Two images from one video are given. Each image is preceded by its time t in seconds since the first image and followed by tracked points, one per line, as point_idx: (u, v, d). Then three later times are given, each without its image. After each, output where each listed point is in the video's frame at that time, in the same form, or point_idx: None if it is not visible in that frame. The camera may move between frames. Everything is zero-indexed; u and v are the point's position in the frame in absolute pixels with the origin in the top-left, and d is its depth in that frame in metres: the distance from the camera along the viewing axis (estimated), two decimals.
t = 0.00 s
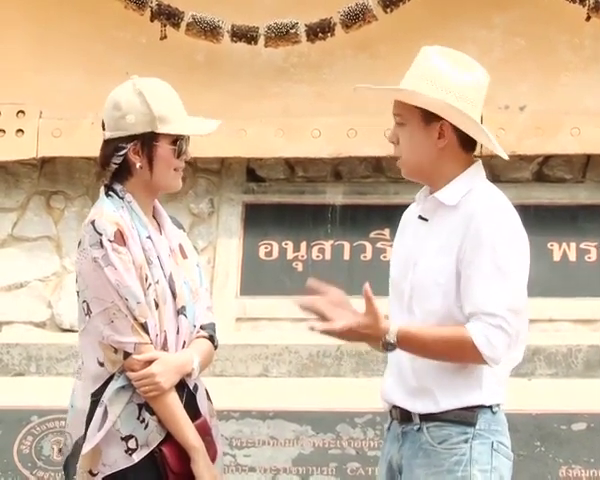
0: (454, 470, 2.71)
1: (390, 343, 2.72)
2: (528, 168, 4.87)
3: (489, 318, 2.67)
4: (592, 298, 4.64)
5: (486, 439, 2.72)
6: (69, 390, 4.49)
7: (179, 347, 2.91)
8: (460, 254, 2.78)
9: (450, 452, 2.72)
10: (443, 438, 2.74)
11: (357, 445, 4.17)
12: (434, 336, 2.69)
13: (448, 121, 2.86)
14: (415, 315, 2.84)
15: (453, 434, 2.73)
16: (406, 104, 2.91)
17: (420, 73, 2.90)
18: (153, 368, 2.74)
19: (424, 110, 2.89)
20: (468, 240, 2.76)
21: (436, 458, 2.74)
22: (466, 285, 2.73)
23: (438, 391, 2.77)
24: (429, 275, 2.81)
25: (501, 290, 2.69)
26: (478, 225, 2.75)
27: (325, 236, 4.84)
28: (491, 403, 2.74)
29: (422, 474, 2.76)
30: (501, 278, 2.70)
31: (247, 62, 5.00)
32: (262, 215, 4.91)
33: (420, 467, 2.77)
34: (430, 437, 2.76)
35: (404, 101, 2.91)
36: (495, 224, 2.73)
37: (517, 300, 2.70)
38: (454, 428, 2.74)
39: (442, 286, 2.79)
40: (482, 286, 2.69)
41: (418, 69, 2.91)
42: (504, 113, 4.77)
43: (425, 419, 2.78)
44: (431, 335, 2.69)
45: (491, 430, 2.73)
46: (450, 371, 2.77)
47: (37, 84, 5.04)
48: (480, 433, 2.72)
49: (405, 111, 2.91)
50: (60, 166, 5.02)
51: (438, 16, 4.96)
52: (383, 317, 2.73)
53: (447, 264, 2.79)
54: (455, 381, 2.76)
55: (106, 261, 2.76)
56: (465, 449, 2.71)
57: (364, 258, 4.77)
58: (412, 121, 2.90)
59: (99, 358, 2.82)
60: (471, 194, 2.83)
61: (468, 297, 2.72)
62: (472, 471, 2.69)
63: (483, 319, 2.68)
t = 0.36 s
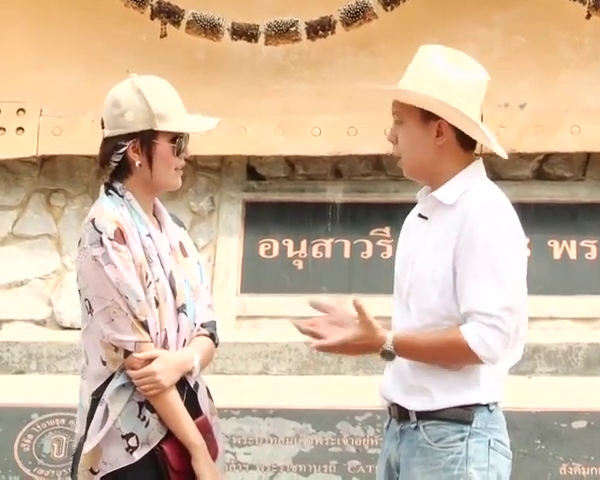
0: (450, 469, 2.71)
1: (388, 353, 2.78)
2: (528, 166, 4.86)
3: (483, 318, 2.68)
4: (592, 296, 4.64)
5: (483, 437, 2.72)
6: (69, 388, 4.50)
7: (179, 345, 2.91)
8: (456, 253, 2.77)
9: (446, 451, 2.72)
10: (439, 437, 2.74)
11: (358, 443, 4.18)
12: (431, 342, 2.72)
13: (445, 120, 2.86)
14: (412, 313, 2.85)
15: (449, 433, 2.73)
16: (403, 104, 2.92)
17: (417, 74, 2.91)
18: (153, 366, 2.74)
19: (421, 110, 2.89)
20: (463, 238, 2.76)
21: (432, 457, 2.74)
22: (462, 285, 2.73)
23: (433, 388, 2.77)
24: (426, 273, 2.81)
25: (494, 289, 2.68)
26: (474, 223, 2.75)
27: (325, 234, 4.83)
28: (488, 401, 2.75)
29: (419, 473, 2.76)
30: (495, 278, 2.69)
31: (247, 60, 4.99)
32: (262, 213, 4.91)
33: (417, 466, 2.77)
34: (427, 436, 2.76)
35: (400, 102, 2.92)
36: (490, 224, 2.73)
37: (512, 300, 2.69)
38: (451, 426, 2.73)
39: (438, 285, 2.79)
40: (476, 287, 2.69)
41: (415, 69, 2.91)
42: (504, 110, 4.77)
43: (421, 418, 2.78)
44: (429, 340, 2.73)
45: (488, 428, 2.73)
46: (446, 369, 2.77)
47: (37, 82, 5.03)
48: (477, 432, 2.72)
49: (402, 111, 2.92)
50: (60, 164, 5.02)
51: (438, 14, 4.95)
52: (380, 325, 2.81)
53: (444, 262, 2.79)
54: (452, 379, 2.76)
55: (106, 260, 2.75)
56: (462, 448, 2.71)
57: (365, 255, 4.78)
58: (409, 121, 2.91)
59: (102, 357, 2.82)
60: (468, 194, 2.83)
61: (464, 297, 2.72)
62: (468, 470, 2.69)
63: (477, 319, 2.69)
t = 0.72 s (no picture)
0: (448, 467, 2.71)
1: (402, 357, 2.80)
2: (529, 164, 4.86)
3: (489, 312, 2.68)
4: (593, 294, 4.64)
5: (481, 436, 2.72)
6: (70, 386, 4.51)
7: (180, 343, 2.91)
8: (457, 250, 2.77)
9: (444, 449, 2.72)
10: (437, 435, 2.74)
11: (358, 441, 4.20)
12: (438, 342, 2.73)
13: (453, 111, 2.88)
14: (411, 311, 2.85)
15: (448, 431, 2.73)
16: (416, 88, 2.93)
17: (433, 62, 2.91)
18: (154, 364, 2.74)
19: (432, 97, 2.91)
20: (462, 234, 2.76)
21: (430, 456, 2.74)
22: (465, 281, 2.73)
23: (431, 386, 2.77)
24: (424, 270, 2.81)
25: (497, 282, 2.69)
26: (472, 220, 2.75)
27: (326, 231, 4.84)
28: (486, 399, 2.75)
29: (418, 471, 2.76)
30: (499, 270, 2.70)
31: (248, 58, 4.98)
32: (264, 211, 4.90)
33: (416, 464, 2.77)
34: (425, 434, 2.76)
35: (415, 85, 2.94)
36: (489, 218, 2.74)
37: (516, 290, 2.70)
38: (449, 425, 2.73)
39: (438, 282, 2.79)
40: (482, 280, 2.69)
41: (433, 58, 2.92)
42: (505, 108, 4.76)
43: (419, 416, 2.77)
44: (436, 341, 2.74)
45: (486, 426, 2.73)
46: (446, 367, 2.77)
47: (38, 80, 5.03)
48: (475, 430, 2.72)
49: (414, 96, 2.94)
50: (61, 162, 5.02)
51: (439, 11, 4.93)
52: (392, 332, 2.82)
53: (443, 259, 2.79)
54: (450, 377, 2.76)
55: (107, 257, 2.76)
56: (460, 446, 2.71)
57: (366, 253, 4.78)
58: (418, 106, 2.92)
59: (103, 354, 2.83)
60: (464, 190, 2.83)
61: (469, 292, 2.72)
62: (466, 468, 2.69)
63: (483, 313, 2.69)
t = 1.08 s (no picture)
0: (454, 466, 2.70)
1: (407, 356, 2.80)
2: (532, 163, 4.87)
3: (496, 311, 2.69)
4: (596, 293, 4.64)
5: (486, 435, 2.72)
6: (73, 385, 4.51)
7: (182, 341, 2.91)
8: (463, 249, 2.78)
9: (450, 448, 2.72)
10: (443, 434, 2.74)
11: (362, 440, 4.19)
12: (443, 341, 2.74)
13: (454, 111, 2.88)
14: (415, 309, 2.85)
15: (453, 430, 2.73)
16: (415, 91, 2.94)
17: (429, 64, 2.92)
18: (155, 362, 2.74)
19: (431, 99, 2.92)
20: (468, 234, 2.77)
21: (436, 454, 2.73)
22: (472, 280, 2.73)
23: (437, 385, 2.77)
24: (429, 269, 2.82)
25: (504, 282, 2.69)
26: (478, 219, 2.76)
27: (329, 231, 4.83)
28: (492, 398, 2.76)
29: (423, 470, 2.75)
30: (505, 269, 2.70)
31: (251, 57, 4.97)
32: (267, 210, 4.90)
33: (421, 463, 2.76)
34: (431, 433, 2.75)
35: (414, 88, 2.94)
36: (495, 218, 2.74)
37: (523, 289, 2.70)
38: (455, 424, 2.73)
39: (443, 281, 2.79)
40: (488, 279, 2.70)
41: (429, 59, 2.92)
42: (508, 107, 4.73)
43: (425, 415, 2.78)
44: (441, 340, 2.74)
45: (491, 425, 2.73)
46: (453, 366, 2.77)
47: (40, 79, 5.03)
48: (481, 429, 2.72)
49: (413, 99, 2.94)
50: (64, 161, 5.02)
51: (441, 10, 4.91)
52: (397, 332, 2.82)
53: (449, 258, 2.80)
54: (458, 376, 2.77)
55: (111, 254, 2.76)
56: (466, 445, 2.71)
57: (369, 253, 4.77)
58: (417, 109, 2.92)
59: (103, 352, 2.83)
60: (470, 190, 2.84)
61: (475, 291, 2.72)
62: (472, 467, 2.68)
63: (490, 312, 2.69)
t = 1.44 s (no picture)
0: (456, 465, 2.71)
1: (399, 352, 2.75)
2: (531, 163, 4.87)
3: (492, 310, 2.69)
4: (595, 294, 4.64)
5: (488, 434, 2.73)
6: (73, 385, 4.51)
7: (180, 341, 2.90)
8: (462, 247, 2.78)
9: (452, 448, 2.73)
10: (445, 433, 2.74)
11: (361, 440, 4.19)
12: (438, 340, 2.72)
13: (448, 115, 2.89)
14: (414, 308, 2.85)
15: (455, 429, 2.73)
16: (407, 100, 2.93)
17: (418, 71, 2.93)
18: (153, 362, 2.74)
19: (423, 105, 2.92)
20: (468, 233, 2.77)
21: (437, 453, 2.74)
22: (468, 279, 2.74)
23: (438, 385, 2.78)
24: (428, 268, 2.82)
25: (502, 282, 2.70)
26: (478, 219, 2.76)
27: (329, 231, 4.83)
28: (494, 398, 2.76)
29: (425, 470, 2.75)
30: (502, 269, 2.71)
31: (251, 57, 4.96)
32: (266, 210, 4.90)
33: (422, 463, 2.76)
34: (433, 432, 2.76)
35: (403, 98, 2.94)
36: (496, 218, 2.74)
37: (520, 290, 2.70)
38: (457, 423, 2.74)
39: (443, 280, 2.80)
40: (484, 278, 2.70)
41: (417, 65, 2.94)
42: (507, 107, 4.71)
43: (427, 414, 2.78)
44: (436, 338, 2.72)
45: (493, 425, 2.74)
46: (454, 366, 2.78)
47: (40, 78, 5.03)
48: (483, 428, 2.73)
49: (405, 107, 2.94)
50: (64, 161, 5.02)
51: (441, 10, 4.88)
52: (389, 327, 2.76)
53: (449, 257, 2.80)
54: (459, 375, 2.77)
55: (109, 254, 2.76)
56: (468, 444, 2.72)
57: (369, 253, 4.77)
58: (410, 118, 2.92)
59: (102, 352, 2.84)
60: (471, 189, 2.84)
61: (472, 290, 2.72)
62: (474, 467, 2.69)
63: (486, 312, 2.69)
